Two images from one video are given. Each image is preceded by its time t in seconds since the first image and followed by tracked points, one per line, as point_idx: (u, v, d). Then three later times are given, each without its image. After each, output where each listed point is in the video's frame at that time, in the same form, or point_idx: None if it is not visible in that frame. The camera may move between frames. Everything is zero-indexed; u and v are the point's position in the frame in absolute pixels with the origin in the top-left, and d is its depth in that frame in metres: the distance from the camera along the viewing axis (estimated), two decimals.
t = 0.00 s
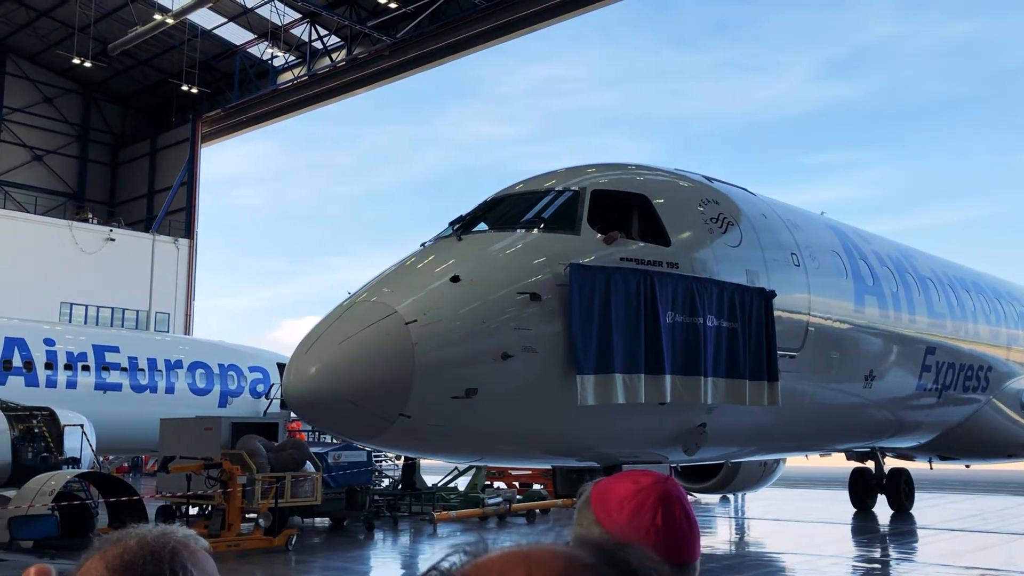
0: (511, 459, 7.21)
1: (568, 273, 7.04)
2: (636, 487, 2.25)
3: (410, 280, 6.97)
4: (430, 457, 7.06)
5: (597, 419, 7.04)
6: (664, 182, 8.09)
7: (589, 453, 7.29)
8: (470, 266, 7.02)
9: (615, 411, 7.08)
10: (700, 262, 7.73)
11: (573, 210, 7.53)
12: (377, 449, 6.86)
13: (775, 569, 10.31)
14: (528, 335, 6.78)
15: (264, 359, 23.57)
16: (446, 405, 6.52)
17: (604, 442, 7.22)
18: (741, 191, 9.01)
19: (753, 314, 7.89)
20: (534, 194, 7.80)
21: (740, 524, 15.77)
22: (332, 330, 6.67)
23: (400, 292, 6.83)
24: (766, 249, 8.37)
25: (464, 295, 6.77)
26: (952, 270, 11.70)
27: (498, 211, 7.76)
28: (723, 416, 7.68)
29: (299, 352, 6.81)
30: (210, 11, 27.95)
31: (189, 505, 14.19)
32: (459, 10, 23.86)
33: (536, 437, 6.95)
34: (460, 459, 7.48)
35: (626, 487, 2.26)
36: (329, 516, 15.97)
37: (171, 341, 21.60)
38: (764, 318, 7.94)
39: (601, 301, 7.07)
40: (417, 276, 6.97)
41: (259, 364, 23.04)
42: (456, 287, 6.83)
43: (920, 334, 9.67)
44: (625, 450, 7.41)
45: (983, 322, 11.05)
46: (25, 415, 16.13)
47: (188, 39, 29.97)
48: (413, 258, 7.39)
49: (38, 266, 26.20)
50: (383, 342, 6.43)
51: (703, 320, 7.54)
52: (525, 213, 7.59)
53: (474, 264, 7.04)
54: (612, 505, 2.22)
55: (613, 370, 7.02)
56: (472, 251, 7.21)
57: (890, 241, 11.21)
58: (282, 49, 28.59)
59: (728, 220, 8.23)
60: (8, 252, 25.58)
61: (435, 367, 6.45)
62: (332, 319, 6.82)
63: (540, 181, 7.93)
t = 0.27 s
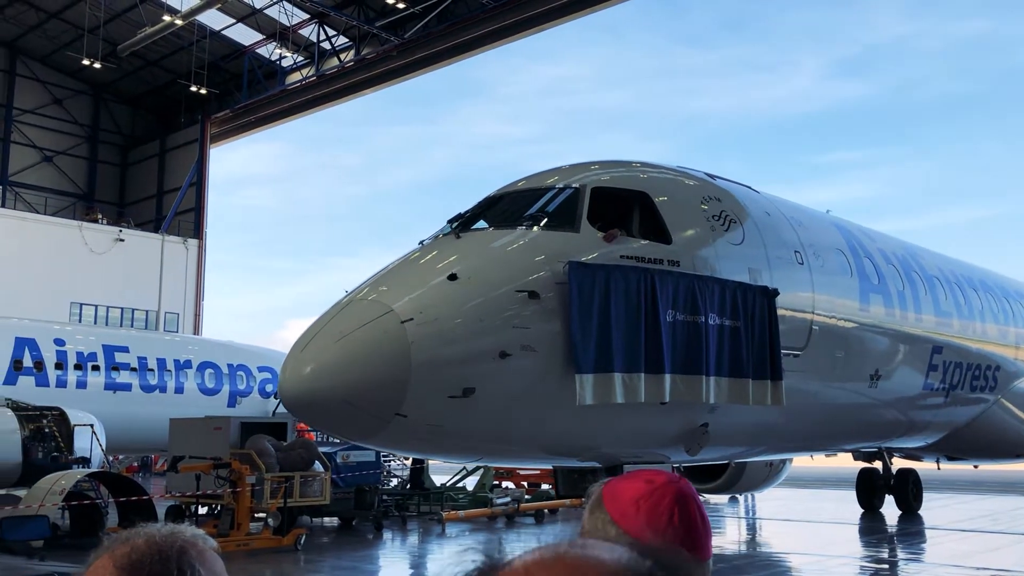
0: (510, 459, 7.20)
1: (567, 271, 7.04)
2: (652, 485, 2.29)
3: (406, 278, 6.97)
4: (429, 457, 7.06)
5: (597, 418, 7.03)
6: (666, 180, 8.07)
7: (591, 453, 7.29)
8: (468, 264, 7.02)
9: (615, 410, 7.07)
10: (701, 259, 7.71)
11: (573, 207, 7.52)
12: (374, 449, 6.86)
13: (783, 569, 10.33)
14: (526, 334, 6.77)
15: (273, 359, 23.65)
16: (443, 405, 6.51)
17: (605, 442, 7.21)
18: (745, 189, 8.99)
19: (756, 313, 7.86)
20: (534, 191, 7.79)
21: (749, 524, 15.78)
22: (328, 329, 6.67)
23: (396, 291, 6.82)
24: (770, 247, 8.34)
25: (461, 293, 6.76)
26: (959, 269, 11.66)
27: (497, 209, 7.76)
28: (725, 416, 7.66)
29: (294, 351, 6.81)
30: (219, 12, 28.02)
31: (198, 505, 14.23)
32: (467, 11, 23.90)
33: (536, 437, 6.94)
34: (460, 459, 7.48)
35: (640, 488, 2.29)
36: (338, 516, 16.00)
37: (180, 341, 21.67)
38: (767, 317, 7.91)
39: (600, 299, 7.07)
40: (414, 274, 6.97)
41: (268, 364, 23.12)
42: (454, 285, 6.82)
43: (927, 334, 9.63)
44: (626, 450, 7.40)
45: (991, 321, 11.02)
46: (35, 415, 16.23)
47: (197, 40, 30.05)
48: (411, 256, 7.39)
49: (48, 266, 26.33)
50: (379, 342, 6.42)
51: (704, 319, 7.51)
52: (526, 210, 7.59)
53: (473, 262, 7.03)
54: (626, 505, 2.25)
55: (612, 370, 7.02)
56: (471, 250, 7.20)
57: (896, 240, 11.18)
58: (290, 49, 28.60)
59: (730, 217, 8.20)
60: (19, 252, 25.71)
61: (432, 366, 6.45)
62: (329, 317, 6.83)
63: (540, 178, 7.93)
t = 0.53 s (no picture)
0: (508, 459, 7.19)
1: (563, 269, 7.03)
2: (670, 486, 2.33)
3: (400, 277, 6.98)
4: (425, 458, 7.07)
5: (594, 418, 7.02)
6: (666, 177, 8.06)
7: (591, 453, 7.28)
8: (464, 262, 7.02)
9: (613, 410, 7.06)
10: (700, 257, 7.69)
11: (571, 205, 7.52)
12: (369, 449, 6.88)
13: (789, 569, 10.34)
14: (522, 332, 6.76)
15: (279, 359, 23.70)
16: (438, 404, 6.52)
17: (605, 442, 7.20)
18: (746, 186, 8.98)
19: (756, 312, 7.83)
20: (532, 188, 7.80)
21: (756, 524, 15.76)
22: (321, 328, 6.70)
23: (390, 290, 6.84)
24: (771, 245, 8.32)
25: (456, 292, 6.77)
26: (964, 267, 11.64)
27: (494, 207, 7.77)
28: (726, 416, 7.64)
29: (288, 351, 6.85)
30: (225, 13, 28.09)
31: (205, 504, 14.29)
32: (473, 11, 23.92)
33: (534, 437, 6.93)
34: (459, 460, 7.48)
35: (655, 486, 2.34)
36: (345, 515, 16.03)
37: (187, 341, 21.73)
38: (767, 315, 7.89)
39: (598, 297, 7.06)
40: (409, 272, 6.98)
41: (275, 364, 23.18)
42: (448, 283, 6.83)
43: (931, 333, 9.61)
44: (626, 451, 7.39)
45: (996, 321, 11.00)
46: (42, 415, 16.30)
47: (203, 41, 30.14)
48: (407, 254, 7.41)
49: (56, 267, 26.42)
50: (372, 341, 6.44)
51: (704, 318, 7.49)
52: (524, 207, 7.60)
53: (468, 260, 7.03)
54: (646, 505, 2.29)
55: (608, 369, 7.02)
56: (467, 248, 7.20)
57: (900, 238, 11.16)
58: (296, 50, 28.68)
59: (730, 215, 8.18)
60: (27, 252, 25.81)
61: (426, 366, 6.46)
62: (323, 316, 6.86)
63: (538, 176, 7.93)
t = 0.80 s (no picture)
0: (503, 458, 7.19)
1: (559, 267, 6.99)
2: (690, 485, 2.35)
3: (394, 275, 6.94)
4: (419, 457, 7.05)
5: (592, 417, 7.01)
6: (665, 174, 7.99)
7: (590, 453, 7.27)
8: (459, 260, 6.99)
9: (611, 409, 7.05)
10: (697, 254, 7.63)
11: (568, 201, 7.46)
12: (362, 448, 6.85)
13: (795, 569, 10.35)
14: (518, 331, 6.75)
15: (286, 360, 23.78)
16: (432, 404, 6.51)
17: (605, 442, 7.19)
18: (748, 183, 8.95)
19: (756, 310, 7.81)
20: (530, 184, 7.73)
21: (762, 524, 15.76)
22: (313, 326, 6.65)
23: (384, 288, 6.80)
24: (772, 243, 8.28)
25: (450, 290, 6.74)
26: (969, 266, 11.62)
27: (491, 204, 7.71)
28: (725, 415, 7.63)
29: (280, 349, 6.80)
30: (231, 14, 28.15)
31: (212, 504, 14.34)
32: (478, 10, 23.94)
33: (531, 436, 6.93)
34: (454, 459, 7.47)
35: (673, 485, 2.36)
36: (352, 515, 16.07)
37: (194, 341, 21.78)
38: (767, 312, 7.87)
39: (595, 296, 7.03)
40: (403, 269, 6.94)
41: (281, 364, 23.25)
42: (443, 281, 6.80)
43: (934, 332, 9.59)
44: (625, 451, 7.37)
45: (1001, 319, 10.99)
46: (50, 415, 16.41)
47: (209, 42, 30.18)
48: (402, 251, 7.37)
49: (63, 267, 26.51)
50: (365, 340, 6.41)
51: (703, 316, 7.47)
52: (521, 204, 7.54)
53: (463, 258, 7.00)
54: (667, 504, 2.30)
55: (605, 368, 7.00)
56: (463, 245, 7.16)
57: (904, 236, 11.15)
58: (302, 50, 28.75)
59: (730, 212, 8.13)
60: (34, 253, 25.90)
61: (420, 365, 6.44)
62: (316, 314, 6.81)
63: (535, 172, 7.86)
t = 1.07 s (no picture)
0: (501, 458, 7.13)
1: (558, 265, 6.95)
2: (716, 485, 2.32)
3: (390, 273, 6.89)
4: (416, 457, 6.99)
5: (591, 416, 6.97)
6: (665, 172, 7.95)
7: (592, 453, 7.22)
8: (457, 257, 6.94)
9: (611, 408, 7.00)
10: (697, 252, 7.58)
11: (568, 199, 7.43)
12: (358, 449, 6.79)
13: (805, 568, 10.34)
14: (515, 329, 6.71)
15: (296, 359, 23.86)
16: (429, 403, 6.46)
17: (606, 441, 7.15)
18: (752, 180, 8.92)
19: (761, 307, 7.75)
20: (530, 182, 7.69)
21: (774, 524, 15.75)
22: (310, 325, 6.59)
23: (380, 286, 6.75)
24: (776, 241, 8.24)
25: (447, 288, 6.70)
26: (978, 263, 11.59)
27: (490, 202, 7.66)
28: (729, 414, 7.58)
29: (275, 348, 6.72)
30: (241, 15, 28.26)
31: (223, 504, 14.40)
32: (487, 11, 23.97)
33: (529, 436, 6.89)
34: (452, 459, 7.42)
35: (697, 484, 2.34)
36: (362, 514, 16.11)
37: (206, 341, 21.87)
38: (771, 309, 7.80)
39: (593, 294, 6.98)
40: (399, 267, 6.89)
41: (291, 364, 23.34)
42: (440, 278, 6.75)
43: (943, 330, 9.56)
44: (627, 450, 7.32)
45: (1010, 317, 10.97)
46: (63, 415, 16.61)
47: (220, 43, 30.28)
48: (398, 250, 7.32)
49: (75, 268, 26.65)
50: (362, 338, 6.35)
51: (705, 314, 7.41)
52: (520, 203, 7.49)
53: (461, 255, 6.96)
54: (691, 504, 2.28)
55: (603, 367, 6.94)
56: (460, 244, 7.11)
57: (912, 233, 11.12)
58: (312, 51, 28.87)
59: (733, 209, 8.10)
60: (46, 254, 26.04)
61: (418, 363, 6.39)
62: (312, 312, 6.75)
63: (535, 170, 7.83)
